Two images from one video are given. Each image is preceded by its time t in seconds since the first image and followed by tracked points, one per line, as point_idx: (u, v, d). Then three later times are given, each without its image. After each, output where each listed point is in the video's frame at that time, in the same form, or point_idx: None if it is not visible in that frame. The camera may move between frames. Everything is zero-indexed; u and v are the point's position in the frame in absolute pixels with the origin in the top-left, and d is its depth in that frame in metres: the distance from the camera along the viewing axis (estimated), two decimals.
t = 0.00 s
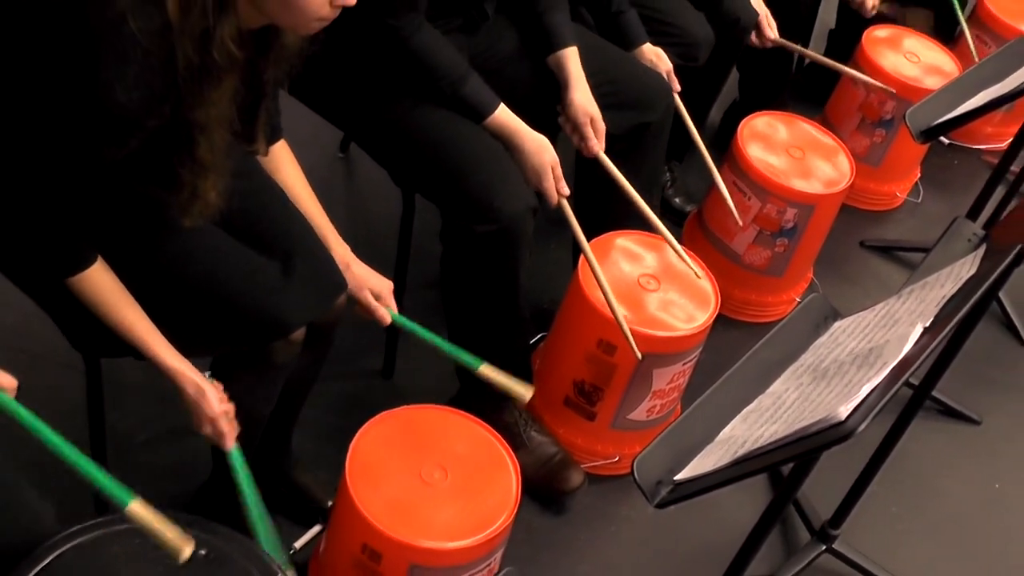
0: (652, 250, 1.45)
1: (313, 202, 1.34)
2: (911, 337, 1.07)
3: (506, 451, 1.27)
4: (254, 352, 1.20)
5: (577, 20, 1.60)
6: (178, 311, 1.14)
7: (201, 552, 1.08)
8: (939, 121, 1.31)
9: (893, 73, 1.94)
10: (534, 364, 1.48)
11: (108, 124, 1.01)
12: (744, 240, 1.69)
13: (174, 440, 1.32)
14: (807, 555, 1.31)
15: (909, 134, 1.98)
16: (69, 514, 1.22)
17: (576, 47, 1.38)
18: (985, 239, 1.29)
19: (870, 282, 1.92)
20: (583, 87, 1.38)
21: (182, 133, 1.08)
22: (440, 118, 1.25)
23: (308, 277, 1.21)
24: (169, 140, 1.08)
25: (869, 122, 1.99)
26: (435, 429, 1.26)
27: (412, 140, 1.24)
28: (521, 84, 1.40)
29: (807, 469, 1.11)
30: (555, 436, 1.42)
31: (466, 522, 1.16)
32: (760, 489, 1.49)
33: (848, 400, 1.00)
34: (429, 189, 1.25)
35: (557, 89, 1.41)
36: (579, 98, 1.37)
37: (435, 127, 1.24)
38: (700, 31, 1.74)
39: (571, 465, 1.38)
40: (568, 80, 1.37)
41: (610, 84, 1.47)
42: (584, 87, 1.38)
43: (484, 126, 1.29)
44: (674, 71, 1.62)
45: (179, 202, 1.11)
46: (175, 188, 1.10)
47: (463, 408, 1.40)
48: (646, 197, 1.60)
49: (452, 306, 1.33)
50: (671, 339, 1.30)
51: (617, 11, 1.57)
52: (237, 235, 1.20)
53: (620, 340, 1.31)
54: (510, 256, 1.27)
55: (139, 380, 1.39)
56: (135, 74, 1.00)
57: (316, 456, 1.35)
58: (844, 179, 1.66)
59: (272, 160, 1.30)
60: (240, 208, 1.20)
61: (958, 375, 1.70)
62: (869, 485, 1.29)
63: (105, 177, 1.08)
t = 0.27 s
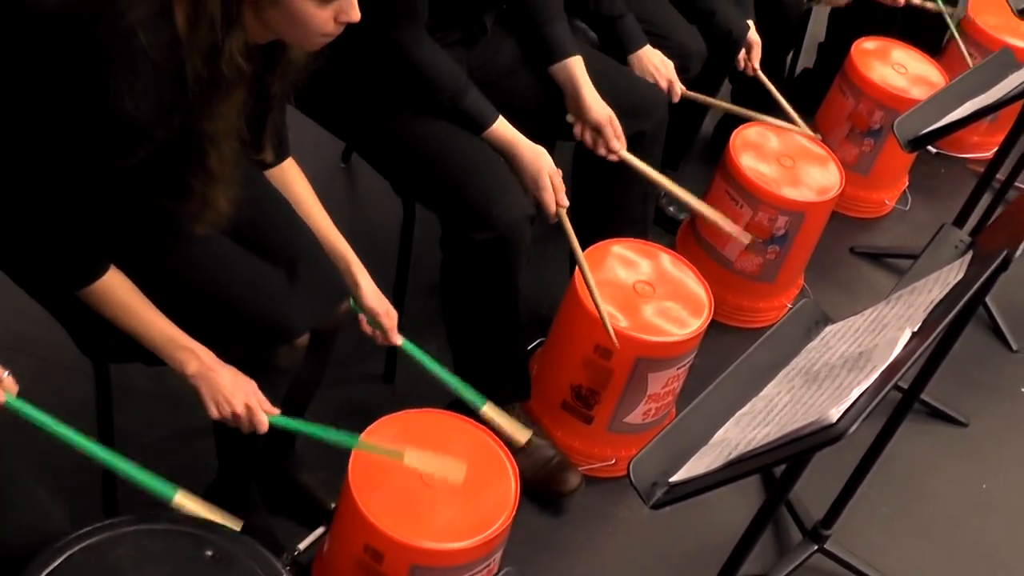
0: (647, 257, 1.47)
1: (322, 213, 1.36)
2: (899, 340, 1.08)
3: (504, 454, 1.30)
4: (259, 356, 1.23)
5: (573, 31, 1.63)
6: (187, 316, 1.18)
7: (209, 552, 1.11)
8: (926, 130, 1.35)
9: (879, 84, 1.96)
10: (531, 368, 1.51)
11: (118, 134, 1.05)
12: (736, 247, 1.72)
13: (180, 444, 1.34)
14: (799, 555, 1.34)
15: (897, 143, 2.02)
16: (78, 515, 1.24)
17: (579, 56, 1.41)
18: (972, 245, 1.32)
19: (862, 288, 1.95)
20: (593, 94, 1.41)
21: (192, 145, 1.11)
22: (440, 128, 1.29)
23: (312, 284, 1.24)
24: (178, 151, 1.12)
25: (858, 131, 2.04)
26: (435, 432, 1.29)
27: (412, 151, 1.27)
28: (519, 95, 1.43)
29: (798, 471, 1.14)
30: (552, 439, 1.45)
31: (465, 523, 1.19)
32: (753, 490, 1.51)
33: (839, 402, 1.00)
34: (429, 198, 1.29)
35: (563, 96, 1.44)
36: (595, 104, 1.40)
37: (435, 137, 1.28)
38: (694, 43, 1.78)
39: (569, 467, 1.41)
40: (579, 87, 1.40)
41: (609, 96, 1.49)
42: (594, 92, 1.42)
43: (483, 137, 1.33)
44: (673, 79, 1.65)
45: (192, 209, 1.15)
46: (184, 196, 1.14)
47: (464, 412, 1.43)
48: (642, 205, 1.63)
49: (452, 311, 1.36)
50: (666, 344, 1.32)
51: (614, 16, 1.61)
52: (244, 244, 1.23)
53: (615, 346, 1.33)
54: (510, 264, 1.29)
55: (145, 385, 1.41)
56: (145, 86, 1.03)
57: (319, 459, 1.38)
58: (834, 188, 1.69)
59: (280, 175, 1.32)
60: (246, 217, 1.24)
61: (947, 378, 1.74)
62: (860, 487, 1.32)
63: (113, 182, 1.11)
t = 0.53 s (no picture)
0: (643, 262, 1.50)
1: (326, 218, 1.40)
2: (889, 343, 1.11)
3: (506, 455, 1.32)
4: (264, 360, 1.26)
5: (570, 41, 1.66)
6: (195, 320, 1.21)
7: (218, 553, 1.12)
8: (915, 138, 1.38)
9: (870, 93, 1.99)
10: (530, 372, 1.53)
11: (125, 145, 1.08)
12: (730, 252, 1.76)
13: (186, 446, 1.37)
14: (793, 553, 1.37)
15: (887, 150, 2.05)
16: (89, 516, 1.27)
17: (576, 67, 1.44)
18: (960, 248, 1.35)
19: (855, 292, 1.99)
20: (588, 104, 1.44)
21: (200, 157, 1.14)
22: (442, 136, 1.32)
23: (316, 291, 1.27)
24: (187, 161, 1.14)
25: (848, 139, 2.06)
26: (435, 433, 1.32)
27: (413, 159, 1.30)
28: (519, 104, 1.46)
29: (792, 470, 1.17)
30: (552, 440, 1.47)
31: (467, 523, 1.21)
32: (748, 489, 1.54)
33: (831, 403, 1.03)
34: (431, 205, 1.31)
35: (558, 106, 1.47)
36: (589, 116, 1.43)
37: (436, 145, 1.31)
38: (688, 53, 1.81)
39: (567, 468, 1.43)
40: (574, 98, 1.43)
41: (604, 105, 1.53)
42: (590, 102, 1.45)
43: (483, 143, 1.36)
44: (665, 87, 1.69)
45: (199, 217, 1.18)
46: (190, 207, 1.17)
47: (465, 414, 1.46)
48: (638, 212, 1.66)
49: (453, 316, 1.39)
50: (662, 347, 1.35)
51: (612, 29, 1.64)
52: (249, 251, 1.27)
53: (612, 350, 1.35)
54: (509, 269, 1.32)
55: (152, 389, 1.44)
56: (152, 97, 1.06)
57: (323, 461, 1.41)
58: (826, 193, 1.72)
59: (284, 181, 1.36)
60: (251, 226, 1.27)
61: (936, 379, 1.77)
62: (852, 486, 1.35)
63: (122, 194, 1.14)
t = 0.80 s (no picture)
0: (639, 268, 1.52)
1: (324, 225, 1.43)
2: (879, 347, 1.13)
3: (506, 457, 1.35)
4: (269, 365, 1.29)
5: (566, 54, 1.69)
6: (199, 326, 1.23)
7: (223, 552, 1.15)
8: (904, 145, 1.41)
9: (860, 101, 2.03)
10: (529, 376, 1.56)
11: (129, 156, 1.11)
12: (723, 257, 1.79)
13: (194, 449, 1.39)
14: (786, 552, 1.40)
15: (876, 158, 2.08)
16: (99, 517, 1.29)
17: (563, 81, 1.48)
18: (949, 253, 1.38)
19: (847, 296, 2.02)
20: (571, 119, 1.47)
21: (202, 165, 1.17)
22: (442, 146, 1.34)
23: (320, 296, 1.30)
24: (192, 170, 1.17)
25: (839, 146, 2.11)
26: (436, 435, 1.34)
27: (414, 167, 1.33)
28: (517, 114, 1.49)
29: (786, 471, 1.20)
30: (551, 442, 1.49)
31: (468, 523, 1.24)
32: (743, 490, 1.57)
33: (824, 406, 1.06)
34: (432, 213, 1.34)
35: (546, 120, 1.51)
36: (569, 127, 1.46)
37: (436, 154, 1.33)
38: (683, 63, 1.84)
39: (566, 469, 1.45)
40: (556, 115, 1.47)
41: (601, 113, 1.56)
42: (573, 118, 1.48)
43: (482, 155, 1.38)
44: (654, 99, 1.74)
45: (201, 225, 1.20)
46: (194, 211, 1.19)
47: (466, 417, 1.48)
48: (635, 218, 1.69)
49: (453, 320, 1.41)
50: (658, 350, 1.37)
51: (603, 49, 1.67)
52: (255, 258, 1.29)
53: (609, 354, 1.38)
54: (508, 274, 1.34)
55: (160, 394, 1.47)
56: (155, 106, 1.10)
57: (328, 463, 1.43)
58: (817, 200, 1.75)
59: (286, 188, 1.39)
60: (254, 233, 1.30)
61: (926, 381, 1.80)
62: (844, 486, 1.38)
63: (125, 205, 1.15)
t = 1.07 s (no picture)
0: (639, 268, 1.54)
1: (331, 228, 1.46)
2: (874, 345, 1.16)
3: (509, 453, 1.38)
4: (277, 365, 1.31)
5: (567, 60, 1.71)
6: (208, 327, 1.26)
7: (234, 548, 1.17)
8: (898, 148, 1.43)
9: (854, 104, 2.06)
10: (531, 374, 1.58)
11: (143, 159, 1.13)
12: (721, 257, 1.82)
13: (204, 448, 1.42)
14: (783, 546, 1.43)
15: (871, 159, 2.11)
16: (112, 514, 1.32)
17: (568, 84, 1.51)
18: (942, 254, 1.41)
19: (842, 296, 2.05)
20: (579, 118, 1.50)
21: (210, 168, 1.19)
22: (447, 149, 1.37)
23: (327, 297, 1.32)
24: (202, 173, 1.20)
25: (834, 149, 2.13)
26: (439, 433, 1.37)
27: (418, 171, 1.36)
28: (519, 118, 1.52)
29: (783, 467, 1.23)
30: (553, 440, 1.51)
31: (471, 519, 1.27)
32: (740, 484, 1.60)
33: (820, 403, 1.08)
34: (435, 214, 1.37)
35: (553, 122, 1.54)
36: (580, 128, 1.49)
37: (439, 156, 1.36)
38: (682, 69, 1.87)
39: (568, 465, 1.47)
40: (566, 115, 1.50)
41: (601, 117, 1.59)
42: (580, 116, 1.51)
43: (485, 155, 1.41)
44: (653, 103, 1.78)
45: (205, 228, 1.22)
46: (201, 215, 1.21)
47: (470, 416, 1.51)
48: (634, 219, 1.72)
49: (457, 321, 1.44)
50: (658, 349, 1.38)
51: (603, 54, 1.70)
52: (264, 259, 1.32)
53: (610, 353, 1.39)
54: (510, 275, 1.37)
55: (172, 393, 1.49)
56: (167, 112, 1.12)
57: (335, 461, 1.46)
58: (813, 202, 1.78)
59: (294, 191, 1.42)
60: (262, 235, 1.32)
61: (919, 380, 1.84)
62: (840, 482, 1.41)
63: (135, 207, 1.18)
